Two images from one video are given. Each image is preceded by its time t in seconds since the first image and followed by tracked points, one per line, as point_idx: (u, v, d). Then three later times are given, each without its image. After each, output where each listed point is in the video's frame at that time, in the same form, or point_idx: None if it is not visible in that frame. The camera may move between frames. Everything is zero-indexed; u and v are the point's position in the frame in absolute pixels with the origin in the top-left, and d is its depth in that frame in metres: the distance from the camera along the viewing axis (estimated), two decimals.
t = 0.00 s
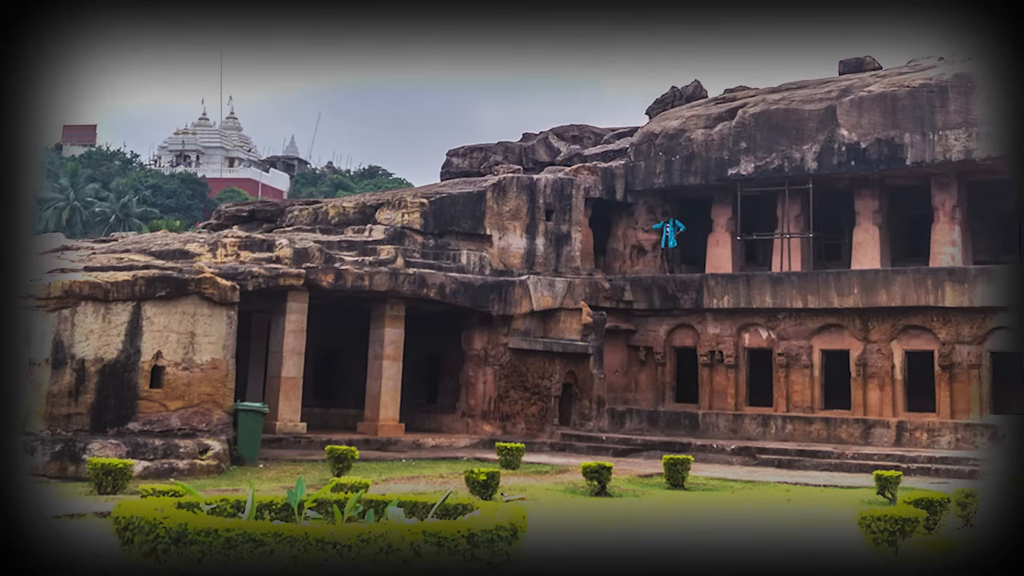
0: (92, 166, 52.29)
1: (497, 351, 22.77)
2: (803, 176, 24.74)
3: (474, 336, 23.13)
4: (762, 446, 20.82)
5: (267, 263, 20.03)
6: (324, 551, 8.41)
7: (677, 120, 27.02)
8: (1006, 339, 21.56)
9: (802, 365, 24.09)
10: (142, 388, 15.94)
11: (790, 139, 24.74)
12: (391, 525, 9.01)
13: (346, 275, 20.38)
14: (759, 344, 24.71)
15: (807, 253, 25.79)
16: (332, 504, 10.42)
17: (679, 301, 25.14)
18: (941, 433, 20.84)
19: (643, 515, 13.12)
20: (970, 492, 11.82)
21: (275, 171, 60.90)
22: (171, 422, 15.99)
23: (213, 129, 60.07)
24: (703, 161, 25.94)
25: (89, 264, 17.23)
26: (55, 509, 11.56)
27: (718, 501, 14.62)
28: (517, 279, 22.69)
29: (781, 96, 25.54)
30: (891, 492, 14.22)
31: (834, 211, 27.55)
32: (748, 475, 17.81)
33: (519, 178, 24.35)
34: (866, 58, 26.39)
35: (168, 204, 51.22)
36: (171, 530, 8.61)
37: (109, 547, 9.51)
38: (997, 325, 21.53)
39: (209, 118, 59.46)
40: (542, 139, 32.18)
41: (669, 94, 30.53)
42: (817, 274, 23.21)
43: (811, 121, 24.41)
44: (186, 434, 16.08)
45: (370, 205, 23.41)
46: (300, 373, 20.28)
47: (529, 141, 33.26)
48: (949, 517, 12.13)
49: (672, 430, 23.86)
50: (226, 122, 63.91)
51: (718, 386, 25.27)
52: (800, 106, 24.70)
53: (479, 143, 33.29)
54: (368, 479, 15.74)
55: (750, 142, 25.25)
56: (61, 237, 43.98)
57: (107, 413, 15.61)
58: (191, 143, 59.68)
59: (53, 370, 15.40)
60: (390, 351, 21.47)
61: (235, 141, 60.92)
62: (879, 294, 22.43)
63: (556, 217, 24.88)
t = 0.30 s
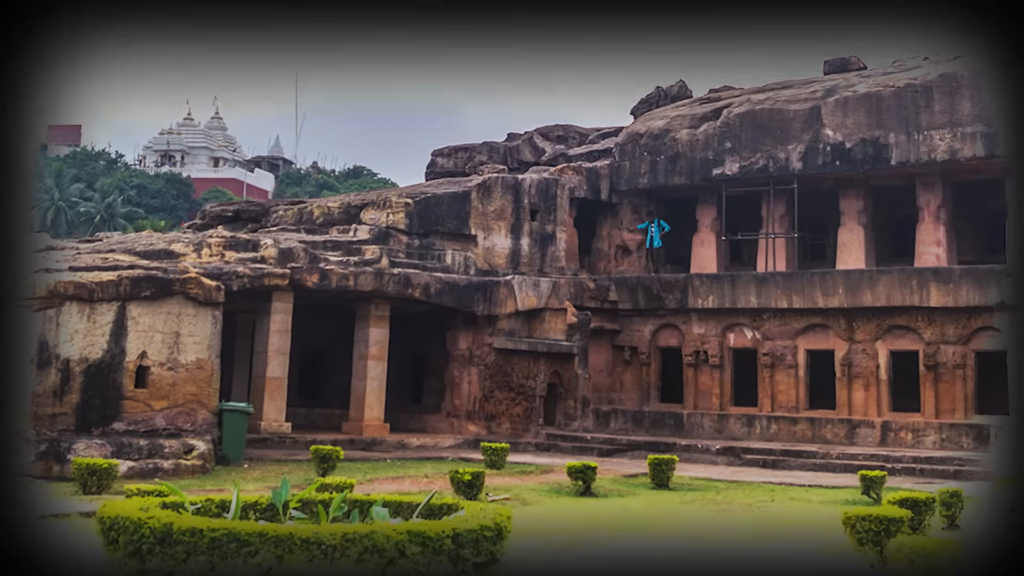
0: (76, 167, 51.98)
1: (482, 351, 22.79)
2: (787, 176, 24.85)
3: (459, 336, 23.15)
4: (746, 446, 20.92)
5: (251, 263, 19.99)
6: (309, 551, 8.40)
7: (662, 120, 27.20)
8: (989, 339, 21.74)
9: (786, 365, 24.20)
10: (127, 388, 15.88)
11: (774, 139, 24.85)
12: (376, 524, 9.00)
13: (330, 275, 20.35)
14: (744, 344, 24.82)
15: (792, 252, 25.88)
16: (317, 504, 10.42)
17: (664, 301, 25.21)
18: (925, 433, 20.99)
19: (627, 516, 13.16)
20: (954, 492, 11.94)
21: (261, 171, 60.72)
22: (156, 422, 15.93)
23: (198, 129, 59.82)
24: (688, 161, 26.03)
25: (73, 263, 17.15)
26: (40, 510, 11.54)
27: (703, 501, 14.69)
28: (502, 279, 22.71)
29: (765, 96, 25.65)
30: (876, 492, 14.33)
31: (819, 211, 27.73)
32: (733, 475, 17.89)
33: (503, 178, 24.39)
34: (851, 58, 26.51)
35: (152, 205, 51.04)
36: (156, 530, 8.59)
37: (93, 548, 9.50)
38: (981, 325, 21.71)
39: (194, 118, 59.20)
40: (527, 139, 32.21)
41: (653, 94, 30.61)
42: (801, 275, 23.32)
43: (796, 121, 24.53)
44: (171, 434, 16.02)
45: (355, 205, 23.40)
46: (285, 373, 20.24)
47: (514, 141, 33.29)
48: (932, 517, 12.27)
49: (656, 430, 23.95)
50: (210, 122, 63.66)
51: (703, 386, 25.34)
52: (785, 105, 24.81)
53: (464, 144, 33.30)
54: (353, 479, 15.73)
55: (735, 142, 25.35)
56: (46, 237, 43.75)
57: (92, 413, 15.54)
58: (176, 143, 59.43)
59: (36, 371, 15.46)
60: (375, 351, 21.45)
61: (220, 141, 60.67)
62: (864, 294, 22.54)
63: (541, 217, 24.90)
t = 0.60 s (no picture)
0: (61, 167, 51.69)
1: (467, 351, 22.80)
2: (772, 176, 24.97)
3: (444, 336, 23.10)
4: (731, 446, 21.01)
5: (236, 263, 19.95)
6: (293, 551, 8.42)
7: (647, 120, 27.29)
8: (973, 340, 21.90)
9: (771, 365, 24.32)
10: (112, 388, 15.84)
11: (759, 139, 24.97)
12: (362, 525, 9.01)
13: (315, 275, 20.32)
14: (729, 344, 24.92)
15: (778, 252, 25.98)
16: (301, 504, 10.42)
17: (649, 301, 25.28)
18: (910, 433, 21.12)
19: (612, 515, 13.19)
20: (939, 492, 12.03)
21: (246, 171, 60.53)
22: (141, 422, 15.88)
23: (183, 129, 59.59)
24: (672, 161, 26.11)
25: (58, 262, 17.07)
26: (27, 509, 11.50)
27: (688, 501, 14.75)
28: (487, 279, 22.71)
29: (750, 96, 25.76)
30: (860, 492, 14.42)
31: (803, 211, 27.87)
32: (718, 475, 17.96)
33: (488, 178, 24.41)
34: (836, 58, 26.65)
35: (137, 205, 50.83)
36: (141, 530, 8.60)
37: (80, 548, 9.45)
38: (966, 325, 21.88)
39: (179, 118, 58.97)
40: (512, 139, 32.24)
41: (638, 94, 30.71)
42: (785, 275, 23.44)
43: (780, 121, 24.65)
44: (156, 434, 15.96)
45: (340, 205, 23.39)
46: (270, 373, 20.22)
47: (499, 141, 33.32)
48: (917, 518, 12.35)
49: (641, 430, 24.02)
50: (195, 122, 63.40)
51: (688, 386, 25.43)
52: (770, 106, 24.93)
53: (449, 143, 33.31)
54: (338, 479, 15.72)
55: (720, 142, 25.45)
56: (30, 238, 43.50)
57: (77, 413, 15.48)
58: (161, 143, 59.18)
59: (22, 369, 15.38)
60: (360, 351, 21.44)
61: (205, 141, 60.44)
62: (848, 294, 22.67)
63: (526, 217, 24.93)
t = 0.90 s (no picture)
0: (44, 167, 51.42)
1: (452, 351, 22.81)
2: (756, 176, 25.08)
3: (429, 336, 23.14)
4: (716, 446, 21.09)
5: (221, 263, 19.91)
6: (279, 551, 8.43)
7: (632, 121, 27.38)
8: (958, 339, 22.06)
9: (755, 365, 24.43)
10: (97, 388, 15.80)
11: (744, 139, 25.07)
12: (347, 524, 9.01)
13: (300, 275, 20.29)
14: (714, 344, 25.01)
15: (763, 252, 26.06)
16: (286, 504, 10.41)
17: (634, 301, 25.35)
18: (895, 433, 21.26)
19: (598, 516, 13.24)
20: (924, 492, 12.12)
21: (230, 172, 60.31)
22: (126, 422, 15.84)
23: (168, 128, 59.35)
24: (657, 161, 26.20)
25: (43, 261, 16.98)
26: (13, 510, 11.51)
27: (672, 501, 14.81)
28: (472, 279, 22.73)
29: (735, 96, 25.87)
30: (845, 492, 14.49)
31: (788, 211, 28.00)
32: (703, 475, 18.04)
33: (473, 178, 24.43)
34: (820, 58, 26.78)
35: (122, 205, 50.62)
36: (125, 530, 8.61)
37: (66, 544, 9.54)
38: (950, 325, 22.02)
39: (163, 118, 58.73)
40: (497, 139, 32.26)
41: (623, 94, 30.79)
42: (769, 275, 23.55)
43: (765, 121, 24.76)
44: (140, 434, 15.91)
45: (325, 205, 23.36)
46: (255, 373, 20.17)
47: (484, 141, 33.33)
48: (902, 518, 12.45)
49: (626, 430, 24.09)
50: (180, 122, 63.14)
51: (672, 386, 25.51)
52: (755, 106, 25.05)
53: (434, 144, 33.31)
54: (323, 479, 15.71)
55: (705, 142, 25.55)
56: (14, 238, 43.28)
57: (61, 413, 15.45)
58: (145, 143, 58.93)
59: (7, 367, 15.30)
60: (345, 351, 21.42)
61: (190, 141, 60.22)
62: (833, 294, 22.80)
63: (511, 217, 24.95)
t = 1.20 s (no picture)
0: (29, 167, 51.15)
1: (436, 351, 22.83)
2: (741, 176, 25.17)
3: (414, 336, 23.15)
4: (701, 446, 21.18)
5: (206, 263, 19.87)
6: (263, 551, 8.45)
7: (617, 120, 27.45)
8: (943, 340, 22.22)
9: (740, 365, 24.54)
10: (81, 388, 15.81)
11: (728, 139, 25.18)
12: (333, 525, 9.02)
13: (285, 275, 20.25)
14: (698, 344, 25.10)
15: (747, 252, 26.15)
16: (271, 504, 10.40)
17: (619, 301, 25.42)
18: (880, 433, 21.40)
19: (582, 515, 13.29)
20: (908, 492, 12.21)
21: (215, 172, 60.12)
22: (110, 421, 15.80)
23: (153, 129, 59.10)
24: (642, 162, 26.28)
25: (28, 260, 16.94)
26: None
27: (657, 501, 14.87)
28: (457, 279, 22.74)
29: (720, 96, 25.97)
30: (830, 492, 14.57)
31: (773, 211, 28.15)
32: (688, 475, 18.12)
33: (458, 178, 24.44)
34: (805, 58, 26.89)
35: (106, 205, 50.43)
36: (110, 530, 8.64)
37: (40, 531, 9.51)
38: (936, 325, 22.18)
39: (148, 118, 58.49)
40: (481, 139, 32.29)
41: (608, 94, 30.87)
42: (753, 275, 23.65)
43: (750, 121, 24.87)
44: (125, 434, 15.85)
45: (310, 205, 23.34)
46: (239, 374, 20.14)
47: (468, 141, 33.35)
48: (887, 518, 12.54)
49: (611, 430, 24.16)
50: (165, 122, 62.88)
51: (657, 386, 25.59)
52: (739, 106, 25.15)
53: (419, 143, 33.31)
54: (307, 480, 15.70)
55: (689, 142, 25.64)
56: None
57: (47, 413, 15.60)
58: (130, 143, 58.68)
59: None
60: (329, 352, 21.40)
61: (175, 141, 60.00)
62: (818, 294, 22.93)
63: (495, 217, 24.98)
